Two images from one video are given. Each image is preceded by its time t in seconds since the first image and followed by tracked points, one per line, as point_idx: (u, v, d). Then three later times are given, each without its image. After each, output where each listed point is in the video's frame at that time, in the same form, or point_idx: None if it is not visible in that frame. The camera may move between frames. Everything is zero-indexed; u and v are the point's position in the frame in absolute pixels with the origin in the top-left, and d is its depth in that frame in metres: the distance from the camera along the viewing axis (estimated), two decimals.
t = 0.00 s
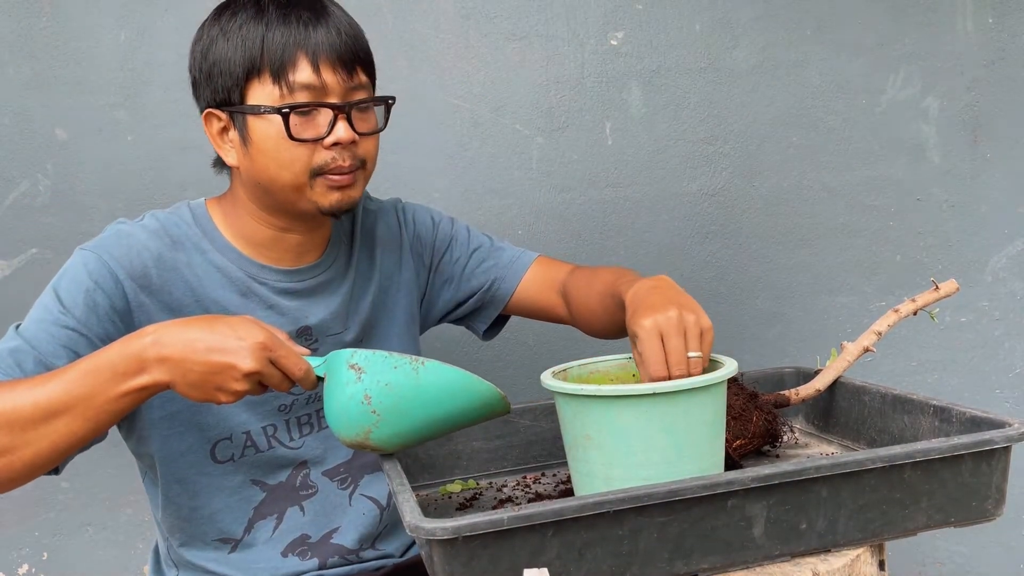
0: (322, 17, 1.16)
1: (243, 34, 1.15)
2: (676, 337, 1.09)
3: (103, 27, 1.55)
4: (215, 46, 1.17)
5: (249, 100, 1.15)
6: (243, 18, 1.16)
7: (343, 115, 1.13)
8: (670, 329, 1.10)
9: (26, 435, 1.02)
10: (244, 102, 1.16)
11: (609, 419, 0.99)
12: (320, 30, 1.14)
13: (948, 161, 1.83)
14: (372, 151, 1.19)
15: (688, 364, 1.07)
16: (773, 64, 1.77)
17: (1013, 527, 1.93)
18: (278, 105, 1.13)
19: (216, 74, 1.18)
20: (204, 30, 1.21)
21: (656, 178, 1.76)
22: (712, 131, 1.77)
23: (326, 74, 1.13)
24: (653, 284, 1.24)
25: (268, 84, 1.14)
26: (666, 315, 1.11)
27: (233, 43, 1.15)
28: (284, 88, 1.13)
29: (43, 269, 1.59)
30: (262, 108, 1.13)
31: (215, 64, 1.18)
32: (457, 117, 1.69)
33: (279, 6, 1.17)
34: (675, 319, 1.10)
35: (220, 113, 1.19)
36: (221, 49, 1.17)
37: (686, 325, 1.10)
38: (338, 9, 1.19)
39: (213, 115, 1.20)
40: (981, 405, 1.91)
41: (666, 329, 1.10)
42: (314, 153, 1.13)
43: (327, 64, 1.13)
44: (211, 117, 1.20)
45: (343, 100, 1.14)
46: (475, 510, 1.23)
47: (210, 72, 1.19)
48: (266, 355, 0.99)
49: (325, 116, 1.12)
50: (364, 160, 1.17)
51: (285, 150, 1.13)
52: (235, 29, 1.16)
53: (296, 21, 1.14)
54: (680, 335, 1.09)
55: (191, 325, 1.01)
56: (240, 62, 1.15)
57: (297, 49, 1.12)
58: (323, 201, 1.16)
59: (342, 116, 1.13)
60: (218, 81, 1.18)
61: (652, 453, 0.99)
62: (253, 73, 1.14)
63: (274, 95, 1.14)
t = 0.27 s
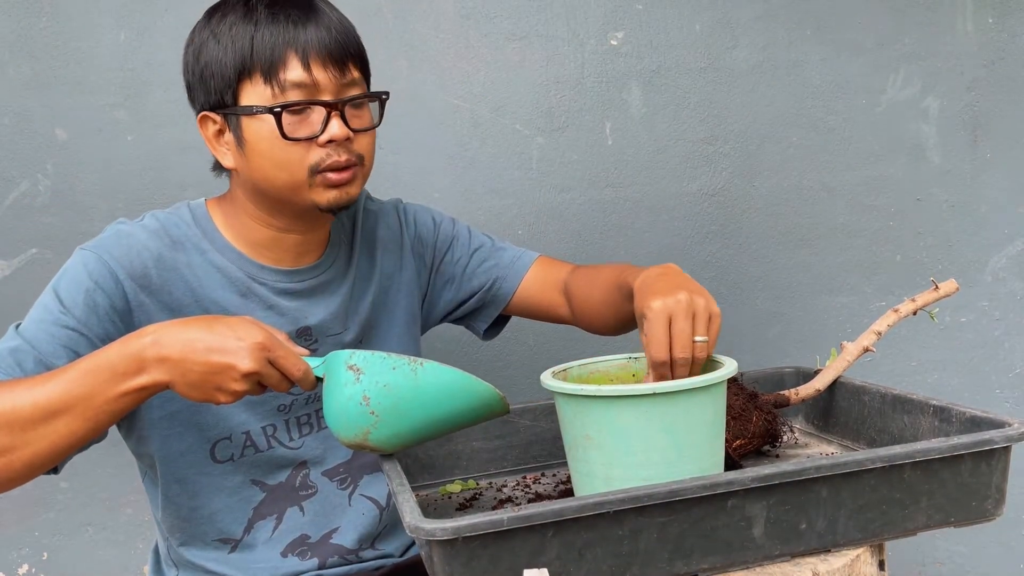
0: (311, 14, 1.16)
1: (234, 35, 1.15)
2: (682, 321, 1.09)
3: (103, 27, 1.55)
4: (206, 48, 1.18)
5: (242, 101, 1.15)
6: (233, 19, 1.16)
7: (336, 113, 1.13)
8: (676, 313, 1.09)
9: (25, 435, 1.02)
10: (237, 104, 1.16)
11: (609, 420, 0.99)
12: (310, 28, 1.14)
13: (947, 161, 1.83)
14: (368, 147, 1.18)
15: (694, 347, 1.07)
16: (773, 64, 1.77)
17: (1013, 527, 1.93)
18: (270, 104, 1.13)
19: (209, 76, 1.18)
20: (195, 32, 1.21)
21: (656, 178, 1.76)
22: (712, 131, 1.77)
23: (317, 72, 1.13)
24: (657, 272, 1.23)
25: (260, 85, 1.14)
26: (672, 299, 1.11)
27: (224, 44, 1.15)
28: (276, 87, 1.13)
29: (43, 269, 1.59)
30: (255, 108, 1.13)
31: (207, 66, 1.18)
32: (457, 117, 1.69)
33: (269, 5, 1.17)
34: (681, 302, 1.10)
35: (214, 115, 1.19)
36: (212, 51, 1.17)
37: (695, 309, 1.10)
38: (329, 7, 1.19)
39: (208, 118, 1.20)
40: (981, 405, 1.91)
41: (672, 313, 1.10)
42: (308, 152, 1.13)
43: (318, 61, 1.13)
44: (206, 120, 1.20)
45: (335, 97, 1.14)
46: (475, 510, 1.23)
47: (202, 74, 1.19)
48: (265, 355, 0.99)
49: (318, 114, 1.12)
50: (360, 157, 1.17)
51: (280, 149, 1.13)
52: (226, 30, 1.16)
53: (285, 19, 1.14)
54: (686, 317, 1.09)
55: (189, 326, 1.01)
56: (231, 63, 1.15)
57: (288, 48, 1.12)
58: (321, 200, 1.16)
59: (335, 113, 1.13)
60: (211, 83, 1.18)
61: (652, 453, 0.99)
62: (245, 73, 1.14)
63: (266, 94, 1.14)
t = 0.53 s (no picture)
0: (312, 16, 1.16)
1: (235, 38, 1.15)
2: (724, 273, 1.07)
3: (103, 27, 1.55)
4: (207, 52, 1.17)
5: (245, 105, 1.15)
6: (233, 22, 1.16)
7: (340, 116, 1.13)
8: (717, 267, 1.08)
9: (23, 440, 1.02)
10: (239, 108, 1.16)
11: (609, 420, 0.99)
12: (313, 30, 1.14)
13: (947, 161, 1.83)
14: (370, 149, 1.19)
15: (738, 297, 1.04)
16: (773, 64, 1.77)
17: (1013, 527, 1.93)
18: (275, 109, 1.13)
19: (209, 80, 1.17)
20: (194, 34, 1.20)
21: (656, 178, 1.76)
22: (712, 131, 1.77)
23: (322, 75, 1.13)
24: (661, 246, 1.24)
25: (264, 89, 1.13)
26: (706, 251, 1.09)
27: (225, 47, 1.15)
28: (280, 91, 1.13)
29: (43, 269, 1.59)
30: (259, 113, 1.13)
31: (207, 69, 1.17)
32: (457, 117, 1.69)
33: (270, 7, 1.16)
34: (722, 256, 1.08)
35: (215, 118, 1.19)
36: (213, 54, 1.17)
37: (730, 255, 1.07)
38: (328, 8, 1.19)
39: (208, 121, 1.19)
40: (981, 405, 1.91)
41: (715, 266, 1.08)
42: (314, 156, 1.13)
43: (322, 64, 1.13)
44: (206, 123, 1.20)
45: (339, 100, 1.14)
46: (475, 510, 1.23)
47: (202, 77, 1.18)
48: (261, 358, 0.99)
49: (323, 118, 1.12)
50: (364, 159, 1.17)
51: (285, 153, 1.13)
52: (227, 34, 1.16)
53: (288, 22, 1.14)
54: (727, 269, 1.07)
55: (186, 330, 1.01)
56: (234, 66, 1.14)
57: (291, 51, 1.12)
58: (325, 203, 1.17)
59: (340, 116, 1.13)
60: (211, 87, 1.17)
61: (651, 454, 0.99)
62: (248, 77, 1.14)
63: (271, 99, 1.13)
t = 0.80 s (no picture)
0: (316, 18, 1.16)
1: (239, 39, 1.15)
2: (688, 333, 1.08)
3: (103, 27, 1.55)
4: (210, 53, 1.17)
5: (248, 106, 1.15)
6: (237, 23, 1.16)
7: (344, 118, 1.13)
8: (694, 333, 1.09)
9: (22, 445, 1.03)
10: (242, 109, 1.16)
11: (609, 420, 0.99)
12: (316, 31, 1.14)
13: (947, 161, 1.83)
14: (372, 151, 1.19)
15: (681, 359, 1.06)
16: (773, 64, 1.77)
17: (1013, 526, 1.93)
18: (279, 111, 1.13)
19: (212, 80, 1.17)
20: (197, 34, 1.20)
21: (657, 178, 1.76)
22: (712, 131, 1.77)
23: (326, 77, 1.13)
24: (651, 267, 1.24)
25: (267, 91, 1.13)
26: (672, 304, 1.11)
27: (229, 48, 1.15)
28: (284, 93, 1.13)
29: (43, 269, 1.59)
30: (263, 114, 1.13)
31: (209, 70, 1.17)
32: (457, 117, 1.69)
33: (273, 8, 1.16)
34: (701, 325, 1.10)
35: (217, 119, 1.19)
36: (215, 55, 1.17)
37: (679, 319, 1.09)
38: (331, 9, 1.19)
39: (209, 121, 1.20)
40: (981, 405, 1.91)
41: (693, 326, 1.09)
42: (316, 158, 1.13)
43: (326, 66, 1.13)
44: (207, 124, 1.20)
45: (342, 102, 1.14)
46: (475, 511, 1.23)
47: (204, 77, 1.18)
48: (258, 360, 0.99)
49: (326, 120, 1.12)
50: (366, 161, 1.17)
51: (288, 155, 1.13)
52: (230, 34, 1.16)
53: (291, 23, 1.14)
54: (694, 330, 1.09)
55: (182, 333, 1.02)
56: (237, 68, 1.14)
57: (295, 53, 1.12)
58: (327, 205, 1.17)
59: (344, 118, 1.13)
60: (214, 87, 1.17)
61: (651, 454, 0.99)
62: (251, 78, 1.14)
63: (274, 100, 1.13)
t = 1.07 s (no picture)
0: (314, 18, 1.16)
1: (237, 40, 1.15)
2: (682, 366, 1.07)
3: (103, 27, 1.55)
4: (208, 53, 1.17)
5: (245, 107, 1.15)
6: (235, 23, 1.16)
7: (341, 119, 1.13)
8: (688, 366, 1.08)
9: (21, 445, 1.03)
10: (240, 109, 1.16)
11: (609, 420, 0.99)
12: (314, 32, 1.14)
13: (947, 161, 1.83)
14: (370, 151, 1.19)
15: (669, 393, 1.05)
16: (773, 64, 1.77)
17: (1013, 526, 1.93)
18: (276, 111, 1.13)
19: (209, 80, 1.17)
20: (195, 34, 1.20)
21: (656, 178, 1.76)
22: (712, 130, 1.77)
23: (323, 78, 1.13)
24: (644, 300, 1.24)
25: (265, 91, 1.13)
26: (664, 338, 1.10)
27: (227, 49, 1.15)
28: (281, 94, 1.13)
29: (44, 269, 1.60)
30: (259, 115, 1.13)
31: (207, 70, 1.17)
32: (457, 117, 1.69)
33: (272, 8, 1.16)
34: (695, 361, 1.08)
35: (214, 119, 1.19)
36: (214, 55, 1.17)
37: (670, 356, 1.08)
38: (329, 9, 1.19)
39: (208, 121, 1.19)
40: (981, 405, 1.91)
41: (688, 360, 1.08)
42: (313, 158, 1.13)
43: (323, 67, 1.13)
44: (205, 123, 1.20)
45: (339, 103, 1.14)
46: (475, 511, 1.24)
47: (202, 77, 1.18)
48: (258, 359, 0.99)
49: (324, 121, 1.12)
50: (363, 162, 1.17)
51: (285, 156, 1.13)
52: (228, 35, 1.16)
53: (289, 24, 1.14)
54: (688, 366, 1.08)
55: (182, 333, 1.02)
56: (236, 68, 1.14)
57: (292, 54, 1.12)
58: (323, 205, 1.17)
59: (341, 119, 1.13)
60: (211, 87, 1.17)
61: (650, 454, 0.99)
62: (250, 79, 1.14)
63: (271, 101, 1.13)
